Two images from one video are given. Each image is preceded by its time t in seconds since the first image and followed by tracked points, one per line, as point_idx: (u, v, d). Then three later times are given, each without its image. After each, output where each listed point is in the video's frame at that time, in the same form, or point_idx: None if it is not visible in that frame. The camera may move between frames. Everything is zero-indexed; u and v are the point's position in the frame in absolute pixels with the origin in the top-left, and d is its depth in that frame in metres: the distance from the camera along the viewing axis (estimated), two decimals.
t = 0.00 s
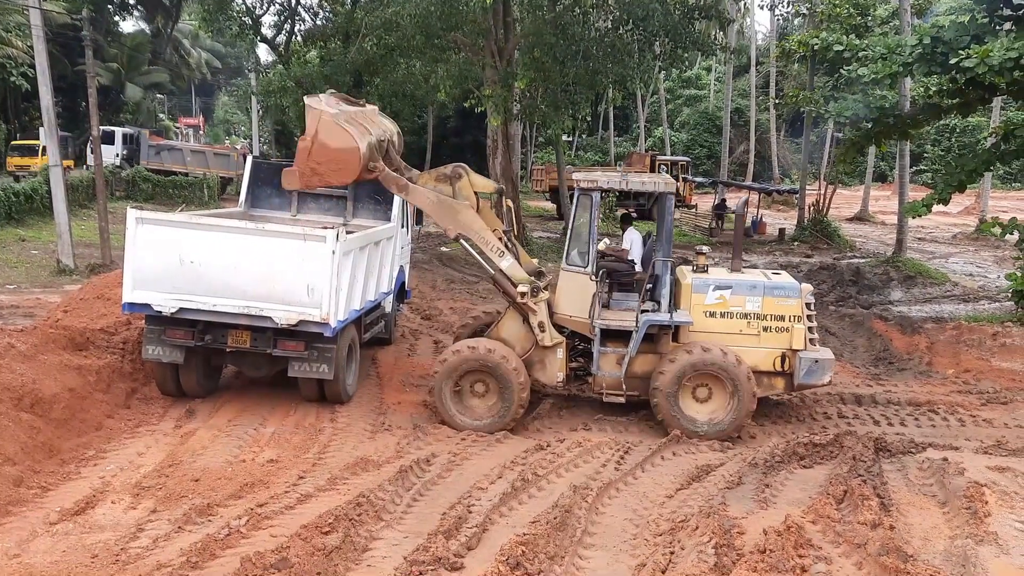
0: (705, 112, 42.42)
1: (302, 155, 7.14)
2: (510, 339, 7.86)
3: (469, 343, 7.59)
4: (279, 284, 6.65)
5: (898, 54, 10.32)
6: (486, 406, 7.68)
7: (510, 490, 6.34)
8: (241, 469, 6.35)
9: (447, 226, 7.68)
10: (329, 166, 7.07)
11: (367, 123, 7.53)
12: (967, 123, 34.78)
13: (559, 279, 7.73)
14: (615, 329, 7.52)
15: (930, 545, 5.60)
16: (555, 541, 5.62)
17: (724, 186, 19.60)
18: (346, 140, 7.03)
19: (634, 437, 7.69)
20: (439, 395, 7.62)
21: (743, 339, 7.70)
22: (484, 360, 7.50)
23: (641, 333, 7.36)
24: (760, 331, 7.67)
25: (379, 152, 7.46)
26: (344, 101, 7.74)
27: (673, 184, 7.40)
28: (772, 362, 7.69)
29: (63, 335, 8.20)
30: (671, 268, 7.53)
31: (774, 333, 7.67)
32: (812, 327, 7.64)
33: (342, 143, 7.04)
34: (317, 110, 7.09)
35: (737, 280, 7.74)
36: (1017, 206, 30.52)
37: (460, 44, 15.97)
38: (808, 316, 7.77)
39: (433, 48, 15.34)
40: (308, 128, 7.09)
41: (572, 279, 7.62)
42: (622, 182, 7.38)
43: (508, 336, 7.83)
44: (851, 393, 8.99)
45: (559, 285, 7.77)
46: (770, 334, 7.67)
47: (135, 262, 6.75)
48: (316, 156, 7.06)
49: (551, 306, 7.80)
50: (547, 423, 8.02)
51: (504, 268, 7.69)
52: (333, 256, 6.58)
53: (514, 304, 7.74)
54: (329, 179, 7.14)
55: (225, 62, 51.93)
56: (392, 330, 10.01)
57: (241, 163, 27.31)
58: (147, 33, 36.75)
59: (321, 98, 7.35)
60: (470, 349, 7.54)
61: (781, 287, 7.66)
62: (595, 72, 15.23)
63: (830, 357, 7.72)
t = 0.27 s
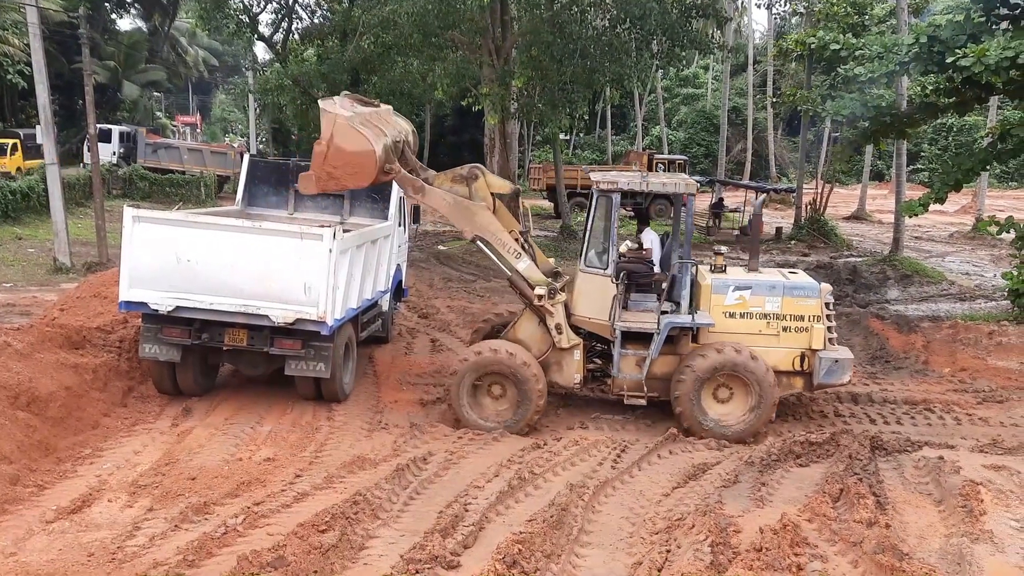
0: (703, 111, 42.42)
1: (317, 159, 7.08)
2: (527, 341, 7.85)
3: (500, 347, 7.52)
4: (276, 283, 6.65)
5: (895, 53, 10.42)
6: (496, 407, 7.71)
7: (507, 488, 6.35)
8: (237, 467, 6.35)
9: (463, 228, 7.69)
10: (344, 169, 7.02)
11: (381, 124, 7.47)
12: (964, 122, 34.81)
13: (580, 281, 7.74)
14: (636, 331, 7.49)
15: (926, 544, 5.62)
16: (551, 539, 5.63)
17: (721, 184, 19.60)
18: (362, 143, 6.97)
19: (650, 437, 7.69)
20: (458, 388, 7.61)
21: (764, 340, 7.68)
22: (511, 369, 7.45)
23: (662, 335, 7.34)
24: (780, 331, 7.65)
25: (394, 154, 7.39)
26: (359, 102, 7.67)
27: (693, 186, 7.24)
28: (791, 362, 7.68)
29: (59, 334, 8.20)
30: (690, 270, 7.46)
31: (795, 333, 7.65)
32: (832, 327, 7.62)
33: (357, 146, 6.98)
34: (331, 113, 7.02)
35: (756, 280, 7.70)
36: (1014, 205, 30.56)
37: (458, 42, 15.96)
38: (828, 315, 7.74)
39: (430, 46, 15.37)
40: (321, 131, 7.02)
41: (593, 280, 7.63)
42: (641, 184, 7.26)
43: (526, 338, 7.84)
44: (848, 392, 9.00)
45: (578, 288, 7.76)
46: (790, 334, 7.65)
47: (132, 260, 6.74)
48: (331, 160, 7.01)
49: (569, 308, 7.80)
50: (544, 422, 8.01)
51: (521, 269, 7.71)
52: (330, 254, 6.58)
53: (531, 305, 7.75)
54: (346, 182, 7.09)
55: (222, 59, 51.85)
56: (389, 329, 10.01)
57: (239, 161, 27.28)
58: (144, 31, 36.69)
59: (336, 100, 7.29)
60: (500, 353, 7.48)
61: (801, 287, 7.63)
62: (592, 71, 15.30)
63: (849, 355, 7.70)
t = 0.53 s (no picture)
0: (701, 111, 42.43)
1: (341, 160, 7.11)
2: (551, 342, 7.86)
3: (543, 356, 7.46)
4: (274, 282, 6.65)
5: (892, 53, 10.46)
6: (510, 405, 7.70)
7: (505, 488, 6.34)
8: (235, 467, 6.35)
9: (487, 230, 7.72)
10: (369, 170, 7.04)
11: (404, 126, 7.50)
12: (963, 122, 34.84)
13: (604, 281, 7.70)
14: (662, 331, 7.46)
15: (923, 543, 5.63)
16: (549, 538, 5.63)
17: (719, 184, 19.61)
18: (386, 145, 7.00)
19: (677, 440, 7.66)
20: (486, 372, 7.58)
21: (788, 340, 7.68)
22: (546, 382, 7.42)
23: (690, 336, 7.32)
24: (805, 331, 7.65)
25: (418, 155, 7.43)
26: (383, 105, 7.75)
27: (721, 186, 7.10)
28: (816, 361, 7.67)
29: (57, 333, 8.19)
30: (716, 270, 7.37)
31: (819, 332, 7.65)
32: (857, 326, 7.63)
33: (381, 147, 7.01)
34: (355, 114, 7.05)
35: (780, 279, 7.71)
36: (1012, 204, 30.58)
37: (456, 42, 15.96)
38: (852, 314, 7.75)
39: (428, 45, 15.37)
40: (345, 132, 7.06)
41: (618, 281, 7.60)
42: (668, 184, 7.21)
43: (549, 339, 7.84)
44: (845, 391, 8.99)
45: (601, 289, 7.72)
46: (815, 334, 7.65)
47: (130, 260, 6.74)
48: (356, 161, 7.03)
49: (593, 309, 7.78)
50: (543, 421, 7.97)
51: (544, 270, 7.74)
52: (328, 254, 6.58)
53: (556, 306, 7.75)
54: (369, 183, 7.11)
55: (221, 59, 51.81)
56: (386, 328, 10.01)
57: (237, 161, 27.28)
58: (143, 30, 36.67)
59: (359, 102, 7.31)
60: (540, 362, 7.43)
61: (825, 287, 7.63)
62: (590, 70, 15.26)
63: (874, 354, 7.66)
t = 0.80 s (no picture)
0: (701, 110, 42.46)
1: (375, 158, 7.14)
2: (582, 341, 7.84)
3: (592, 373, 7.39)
4: (273, 282, 6.65)
5: (892, 53, 10.48)
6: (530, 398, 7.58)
7: (503, 487, 6.35)
8: (234, 466, 6.35)
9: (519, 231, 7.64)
10: (402, 167, 7.07)
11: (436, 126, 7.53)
12: (962, 121, 34.83)
13: (637, 280, 7.66)
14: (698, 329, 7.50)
15: (922, 542, 5.63)
16: (549, 537, 5.64)
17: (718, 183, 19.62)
18: (420, 142, 7.03)
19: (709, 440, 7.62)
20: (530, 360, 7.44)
21: (821, 337, 7.65)
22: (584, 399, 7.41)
23: (726, 333, 7.36)
24: (837, 327, 7.62)
25: (449, 154, 7.39)
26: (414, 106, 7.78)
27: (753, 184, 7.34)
28: (848, 358, 7.65)
29: (56, 333, 8.19)
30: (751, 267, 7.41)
31: (851, 329, 7.63)
32: (889, 323, 7.61)
33: (415, 145, 7.04)
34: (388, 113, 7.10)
35: (812, 277, 7.68)
36: (1011, 203, 30.59)
37: (456, 41, 15.97)
38: (883, 311, 7.73)
39: (428, 45, 15.34)
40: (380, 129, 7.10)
41: (652, 279, 7.56)
42: (702, 181, 7.33)
43: (580, 338, 7.82)
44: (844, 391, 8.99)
45: (634, 288, 7.70)
46: (847, 330, 7.63)
47: (130, 260, 6.74)
48: (389, 159, 7.06)
49: (626, 307, 7.75)
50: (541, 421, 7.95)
51: (574, 269, 7.66)
52: (328, 253, 6.58)
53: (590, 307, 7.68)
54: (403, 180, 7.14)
55: (221, 57, 51.78)
56: (386, 328, 10.02)
57: (237, 160, 27.29)
58: (142, 29, 36.66)
59: (392, 102, 7.37)
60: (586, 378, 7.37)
61: (856, 284, 7.61)
62: (589, 70, 15.27)
63: (906, 351, 7.66)
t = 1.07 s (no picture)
0: (701, 110, 42.46)
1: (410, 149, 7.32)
2: (611, 337, 7.78)
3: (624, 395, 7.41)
4: (273, 281, 6.65)
5: (892, 53, 10.38)
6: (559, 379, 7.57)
7: (503, 487, 6.35)
8: (234, 466, 6.36)
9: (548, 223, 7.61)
10: (436, 156, 7.21)
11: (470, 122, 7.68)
12: (962, 121, 34.82)
13: (666, 278, 7.53)
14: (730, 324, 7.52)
15: (921, 542, 5.64)
16: (548, 537, 5.64)
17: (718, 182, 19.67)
18: (454, 131, 7.19)
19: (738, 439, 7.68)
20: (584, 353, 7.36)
21: (850, 335, 7.68)
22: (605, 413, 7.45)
23: (760, 328, 7.41)
24: (866, 325, 7.66)
25: (483, 148, 7.52)
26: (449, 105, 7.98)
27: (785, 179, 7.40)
28: (876, 357, 7.68)
29: (56, 332, 8.19)
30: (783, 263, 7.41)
31: (879, 327, 7.66)
32: (917, 321, 7.63)
33: (449, 134, 7.21)
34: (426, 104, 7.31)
35: (841, 275, 7.71)
36: (1011, 203, 30.59)
37: (455, 40, 15.98)
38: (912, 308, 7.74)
39: (428, 45, 15.34)
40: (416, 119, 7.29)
41: (681, 275, 7.45)
42: (735, 178, 7.32)
43: (609, 334, 7.75)
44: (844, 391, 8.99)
45: (663, 283, 7.56)
46: (875, 329, 7.66)
47: (129, 259, 6.74)
48: (424, 148, 7.22)
49: (656, 304, 7.64)
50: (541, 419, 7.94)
51: (604, 264, 7.60)
52: (327, 252, 6.58)
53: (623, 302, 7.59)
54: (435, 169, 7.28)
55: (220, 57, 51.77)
56: (385, 327, 10.02)
57: (237, 160, 27.30)
58: (142, 29, 36.66)
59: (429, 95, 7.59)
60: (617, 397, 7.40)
61: (885, 282, 7.62)
62: (589, 69, 15.26)
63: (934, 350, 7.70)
